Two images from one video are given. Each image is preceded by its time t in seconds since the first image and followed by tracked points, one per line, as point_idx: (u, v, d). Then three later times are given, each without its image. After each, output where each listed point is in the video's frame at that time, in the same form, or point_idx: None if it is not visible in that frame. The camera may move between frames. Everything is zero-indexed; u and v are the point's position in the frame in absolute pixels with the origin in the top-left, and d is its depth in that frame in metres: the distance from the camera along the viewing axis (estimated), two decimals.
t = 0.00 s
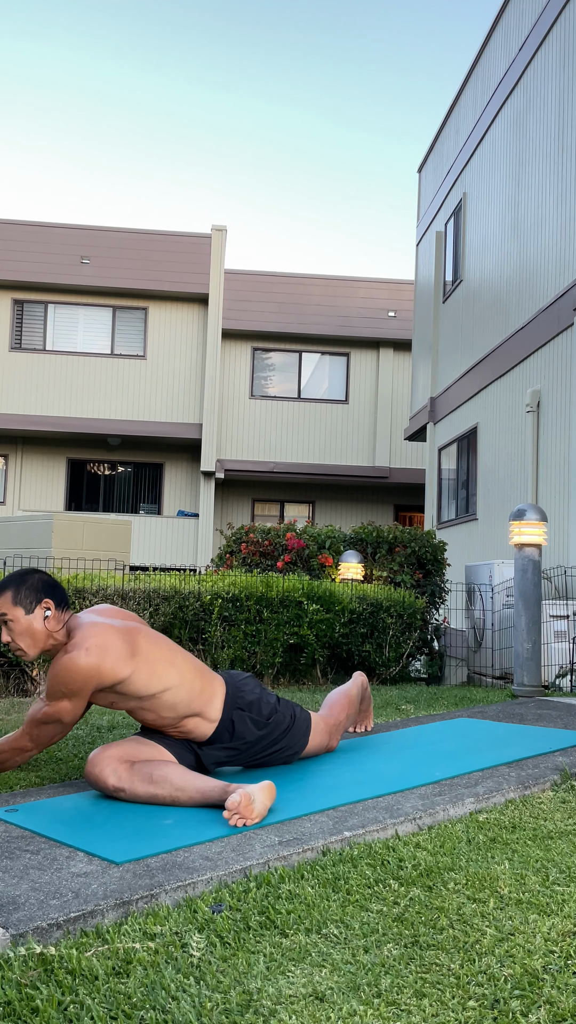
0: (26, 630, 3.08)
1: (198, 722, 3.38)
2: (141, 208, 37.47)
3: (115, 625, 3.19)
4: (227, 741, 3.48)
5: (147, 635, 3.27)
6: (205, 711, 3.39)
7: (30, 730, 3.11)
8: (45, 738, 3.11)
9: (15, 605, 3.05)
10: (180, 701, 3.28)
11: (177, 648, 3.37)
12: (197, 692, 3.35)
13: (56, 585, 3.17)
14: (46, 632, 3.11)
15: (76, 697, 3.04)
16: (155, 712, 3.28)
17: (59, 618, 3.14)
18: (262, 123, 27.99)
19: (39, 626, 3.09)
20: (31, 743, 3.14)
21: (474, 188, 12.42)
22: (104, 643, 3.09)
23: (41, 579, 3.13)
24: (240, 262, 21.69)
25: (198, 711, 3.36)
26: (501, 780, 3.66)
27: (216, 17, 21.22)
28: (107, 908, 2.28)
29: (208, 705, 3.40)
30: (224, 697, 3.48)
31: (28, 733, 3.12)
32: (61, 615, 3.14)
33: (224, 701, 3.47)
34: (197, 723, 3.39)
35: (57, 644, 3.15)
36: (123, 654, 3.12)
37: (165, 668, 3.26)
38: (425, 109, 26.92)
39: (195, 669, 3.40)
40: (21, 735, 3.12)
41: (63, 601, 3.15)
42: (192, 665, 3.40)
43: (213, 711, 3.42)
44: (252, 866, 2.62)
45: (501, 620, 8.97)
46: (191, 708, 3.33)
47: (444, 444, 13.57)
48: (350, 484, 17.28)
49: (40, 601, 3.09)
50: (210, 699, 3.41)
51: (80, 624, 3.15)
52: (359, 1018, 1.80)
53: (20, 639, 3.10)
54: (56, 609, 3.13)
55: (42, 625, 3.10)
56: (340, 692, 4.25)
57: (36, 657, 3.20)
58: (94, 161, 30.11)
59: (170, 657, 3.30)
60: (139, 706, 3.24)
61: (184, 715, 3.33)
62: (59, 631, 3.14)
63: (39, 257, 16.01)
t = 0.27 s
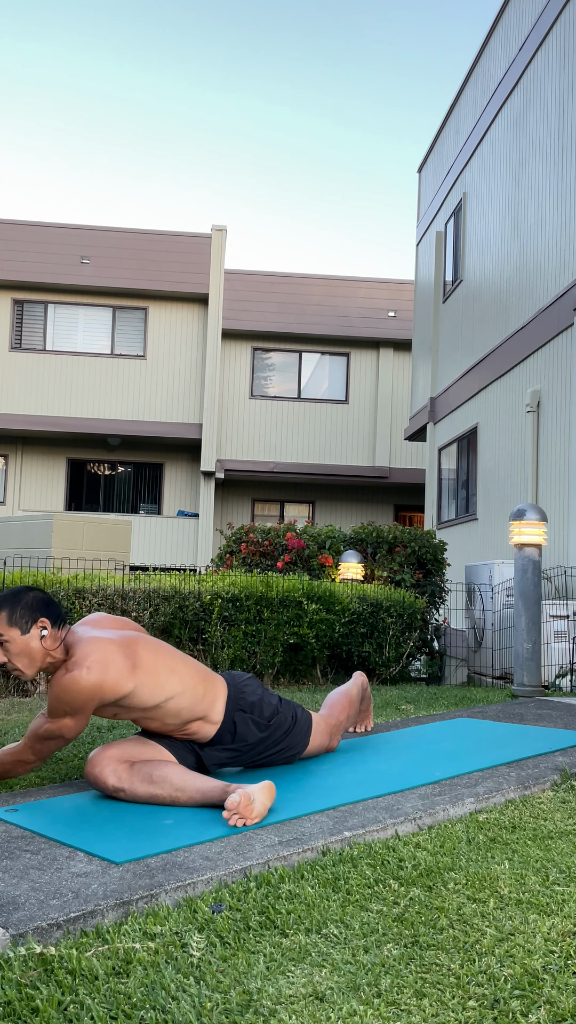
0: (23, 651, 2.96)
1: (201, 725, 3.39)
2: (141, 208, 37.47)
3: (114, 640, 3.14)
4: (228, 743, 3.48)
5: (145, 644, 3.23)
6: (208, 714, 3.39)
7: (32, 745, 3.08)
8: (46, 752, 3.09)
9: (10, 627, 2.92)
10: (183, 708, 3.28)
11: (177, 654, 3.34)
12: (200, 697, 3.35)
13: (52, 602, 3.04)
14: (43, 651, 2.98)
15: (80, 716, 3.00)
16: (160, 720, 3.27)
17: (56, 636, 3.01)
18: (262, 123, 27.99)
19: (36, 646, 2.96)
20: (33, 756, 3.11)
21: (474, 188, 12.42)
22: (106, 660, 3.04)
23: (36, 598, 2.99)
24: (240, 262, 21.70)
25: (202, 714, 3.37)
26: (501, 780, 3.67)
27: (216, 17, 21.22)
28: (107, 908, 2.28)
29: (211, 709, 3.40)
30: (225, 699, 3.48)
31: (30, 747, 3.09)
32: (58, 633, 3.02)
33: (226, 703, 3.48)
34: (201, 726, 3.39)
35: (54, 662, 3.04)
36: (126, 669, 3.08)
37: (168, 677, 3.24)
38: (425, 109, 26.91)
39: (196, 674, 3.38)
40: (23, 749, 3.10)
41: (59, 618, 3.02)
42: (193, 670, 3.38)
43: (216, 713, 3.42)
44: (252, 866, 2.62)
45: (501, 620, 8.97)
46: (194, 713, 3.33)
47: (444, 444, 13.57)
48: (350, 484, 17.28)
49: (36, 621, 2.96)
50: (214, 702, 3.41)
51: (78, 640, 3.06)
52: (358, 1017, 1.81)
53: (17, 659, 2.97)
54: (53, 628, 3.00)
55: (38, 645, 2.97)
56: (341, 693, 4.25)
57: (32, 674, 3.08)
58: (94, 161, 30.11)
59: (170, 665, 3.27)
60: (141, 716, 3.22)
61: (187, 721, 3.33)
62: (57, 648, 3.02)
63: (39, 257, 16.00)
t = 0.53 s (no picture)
0: (21, 668, 2.93)
1: (203, 727, 3.39)
2: (141, 208, 37.47)
3: (114, 651, 3.12)
4: (229, 743, 3.48)
5: (144, 652, 3.21)
6: (210, 717, 3.40)
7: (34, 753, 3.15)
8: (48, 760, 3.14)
9: (7, 644, 2.89)
10: (184, 712, 3.28)
11: (178, 659, 3.33)
12: (202, 700, 3.35)
13: (48, 617, 3.01)
14: (41, 667, 2.96)
15: (81, 728, 3.01)
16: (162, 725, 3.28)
17: (54, 651, 2.99)
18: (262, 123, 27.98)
19: (34, 663, 2.94)
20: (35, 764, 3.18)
21: (474, 188, 12.42)
22: (106, 672, 3.02)
23: (33, 614, 2.96)
24: (240, 262, 21.70)
25: (205, 717, 3.37)
26: (500, 780, 3.67)
27: (216, 17, 21.21)
28: (107, 908, 2.28)
29: (213, 710, 3.41)
30: (226, 700, 3.48)
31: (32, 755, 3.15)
32: (56, 648, 3.00)
33: (227, 704, 3.48)
34: (203, 728, 3.40)
35: (53, 676, 3.02)
36: (127, 680, 3.08)
37: (169, 684, 3.23)
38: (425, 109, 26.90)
39: (197, 677, 3.38)
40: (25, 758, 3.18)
41: (56, 633, 3.00)
42: (194, 673, 3.38)
43: (217, 715, 3.43)
44: (252, 866, 2.62)
45: (501, 620, 8.98)
46: (195, 717, 3.33)
47: (444, 443, 13.57)
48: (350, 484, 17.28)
49: (33, 637, 2.93)
50: (216, 703, 3.42)
51: (77, 653, 3.04)
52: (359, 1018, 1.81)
53: (15, 676, 2.95)
54: (51, 643, 2.97)
55: (36, 661, 2.95)
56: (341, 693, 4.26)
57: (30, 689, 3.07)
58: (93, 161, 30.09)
59: (170, 671, 3.26)
60: (144, 724, 3.23)
61: (189, 724, 3.33)
62: (55, 663, 3.00)
63: (39, 257, 16.00)
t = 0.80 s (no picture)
0: (22, 682, 2.91)
1: (206, 730, 3.40)
2: (141, 208, 37.47)
3: (115, 660, 3.11)
4: (230, 744, 3.48)
5: (145, 659, 3.20)
6: (213, 718, 3.40)
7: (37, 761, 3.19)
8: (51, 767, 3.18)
9: (7, 658, 2.87)
10: (187, 718, 3.28)
11: (179, 663, 3.33)
12: (204, 703, 3.35)
13: (49, 630, 2.98)
14: (42, 680, 2.95)
15: (84, 740, 3.02)
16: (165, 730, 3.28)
17: (55, 664, 2.97)
18: (262, 124, 27.99)
19: (35, 677, 2.93)
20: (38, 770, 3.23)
21: (474, 188, 12.41)
22: (109, 684, 3.02)
23: (33, 627, 2.94)
24: (241, 262, 21.70)
25: (208, 719, 3.38)
26: (500, 780, 3.67)
27: (216, 17, 21.21)
28: (107, 908, 2.28)
29: (215, 712, 3.41)
30: (228, 700, 3.49)
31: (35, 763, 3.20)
32: (57, 661, 2.98)
33: (228, 706, 3.48)
34: (205, 730, 3.40)
35: (55, 688, 3.01)
36: (130, 691, 3.07)
37: (172, 692, 3.23)
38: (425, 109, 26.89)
39: (199, 681, 3.37)
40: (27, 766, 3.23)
41: (57, 646, 2.97)
42: (195, 676, 3.38)
43: (219, 716, 3.43)
44: (252, 866, 2.63)
45: (501, 620, 8.98)
46: (198, 721, 3.34)
47: (444, 443, 13.57)
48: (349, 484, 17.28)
49: (33, 651, 2.91)
50: (218, 705, 3.42)
51: (78, 665, 3.02)
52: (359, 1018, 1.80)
53: (16, 691, 2.93)
54: (52, 657, 2.95)
55: (38, 675, 2.93)
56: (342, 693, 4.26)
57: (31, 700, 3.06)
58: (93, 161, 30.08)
59: (172, 677, 3.26)
60: (147, 731, 3.23)
61: (192, 728, 3.34)
62: (56, 676, 2.99)
63: (39, 257, 16.00)
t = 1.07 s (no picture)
0: (24, 695, 2.88)
1: (207, 731, 3.41)
2: (141, 208, 37.47)
3: (116, 669, 3.10)
4: (229, 745, 3.49)
5: (145, 664, 3.20)
6: (213, 719, 3.40)
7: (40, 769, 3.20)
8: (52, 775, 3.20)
9: (8, 671, 2.83)
10: (188, 720, 3.29)
11: (179, 665, 3.33)
12: (205, 705, 3.35)
13: (50, 639, 2.94)
14: (44, 692, 2.92)
15: (87, 749, 3.03)
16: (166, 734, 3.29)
17: (56, 675, 2.94)
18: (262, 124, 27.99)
19: (37, 689, 2.89)
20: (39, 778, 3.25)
21: (474, 188, 12.41)
22: (111, 692, 3.01)
23: (33, 637, 2.90)
24: (240, 262, 21.71)
25: (209, 719, 3.39)
26: (500, 780, 3.67)
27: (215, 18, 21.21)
28: (107, 908, 2.28)
29: (215, 712, 3.42)
30: (228, 701, 3.49)
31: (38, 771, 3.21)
32: (58, 671, 2.95)
33: (228, 707, 3.48)
34: (206, 730, 3.41)
35: (56, 699, 2.99)
36: (132, 699, 3.06)
37: (173, 695, 3.23)
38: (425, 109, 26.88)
39: (199, 683, 3.38)
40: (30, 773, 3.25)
41: (58, 657, 2.94)
42: (196, 678, 3.38)
43: (219, 716, 3.43)
44: (252, 866, 2.63)
45: (501, 620, 8.98)
46: (199, 723, 3.35)
47: (444, 444, 13.57)
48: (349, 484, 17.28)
49: (34, 662, 2.87)
50: (218, 706, 3.43)
51: (78, 674, 3.00)
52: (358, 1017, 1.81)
53: (18, 703, 2.90)
54: (53, 667, 2.92)
55: (39, 687, 2.90)
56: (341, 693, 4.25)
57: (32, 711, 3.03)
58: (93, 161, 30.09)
59: (173, 681, 3.25)
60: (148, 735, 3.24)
61: (193, 730, 3.35)
62: (58, 688, 2.96)
63: (39, 257, 16.01)
